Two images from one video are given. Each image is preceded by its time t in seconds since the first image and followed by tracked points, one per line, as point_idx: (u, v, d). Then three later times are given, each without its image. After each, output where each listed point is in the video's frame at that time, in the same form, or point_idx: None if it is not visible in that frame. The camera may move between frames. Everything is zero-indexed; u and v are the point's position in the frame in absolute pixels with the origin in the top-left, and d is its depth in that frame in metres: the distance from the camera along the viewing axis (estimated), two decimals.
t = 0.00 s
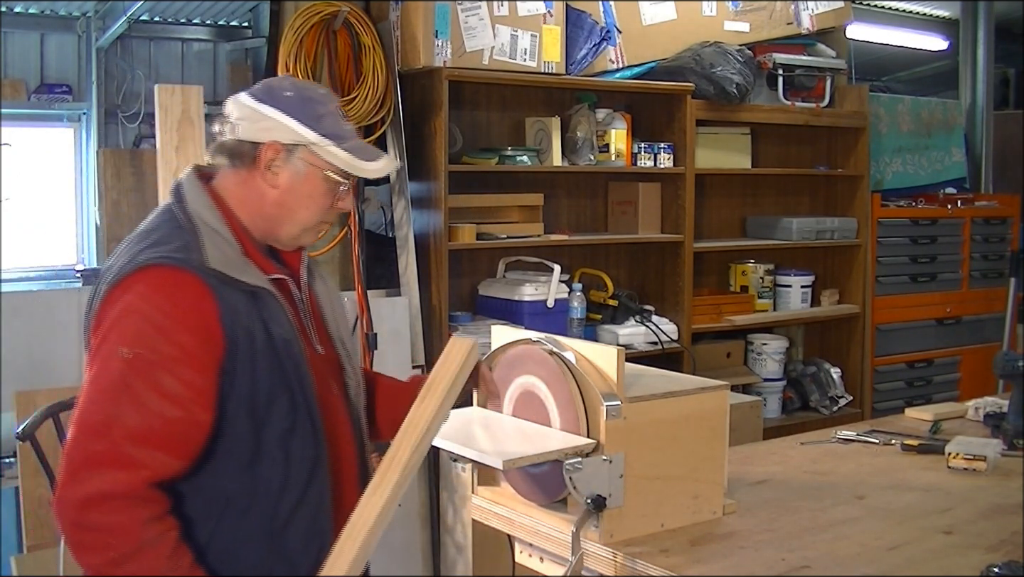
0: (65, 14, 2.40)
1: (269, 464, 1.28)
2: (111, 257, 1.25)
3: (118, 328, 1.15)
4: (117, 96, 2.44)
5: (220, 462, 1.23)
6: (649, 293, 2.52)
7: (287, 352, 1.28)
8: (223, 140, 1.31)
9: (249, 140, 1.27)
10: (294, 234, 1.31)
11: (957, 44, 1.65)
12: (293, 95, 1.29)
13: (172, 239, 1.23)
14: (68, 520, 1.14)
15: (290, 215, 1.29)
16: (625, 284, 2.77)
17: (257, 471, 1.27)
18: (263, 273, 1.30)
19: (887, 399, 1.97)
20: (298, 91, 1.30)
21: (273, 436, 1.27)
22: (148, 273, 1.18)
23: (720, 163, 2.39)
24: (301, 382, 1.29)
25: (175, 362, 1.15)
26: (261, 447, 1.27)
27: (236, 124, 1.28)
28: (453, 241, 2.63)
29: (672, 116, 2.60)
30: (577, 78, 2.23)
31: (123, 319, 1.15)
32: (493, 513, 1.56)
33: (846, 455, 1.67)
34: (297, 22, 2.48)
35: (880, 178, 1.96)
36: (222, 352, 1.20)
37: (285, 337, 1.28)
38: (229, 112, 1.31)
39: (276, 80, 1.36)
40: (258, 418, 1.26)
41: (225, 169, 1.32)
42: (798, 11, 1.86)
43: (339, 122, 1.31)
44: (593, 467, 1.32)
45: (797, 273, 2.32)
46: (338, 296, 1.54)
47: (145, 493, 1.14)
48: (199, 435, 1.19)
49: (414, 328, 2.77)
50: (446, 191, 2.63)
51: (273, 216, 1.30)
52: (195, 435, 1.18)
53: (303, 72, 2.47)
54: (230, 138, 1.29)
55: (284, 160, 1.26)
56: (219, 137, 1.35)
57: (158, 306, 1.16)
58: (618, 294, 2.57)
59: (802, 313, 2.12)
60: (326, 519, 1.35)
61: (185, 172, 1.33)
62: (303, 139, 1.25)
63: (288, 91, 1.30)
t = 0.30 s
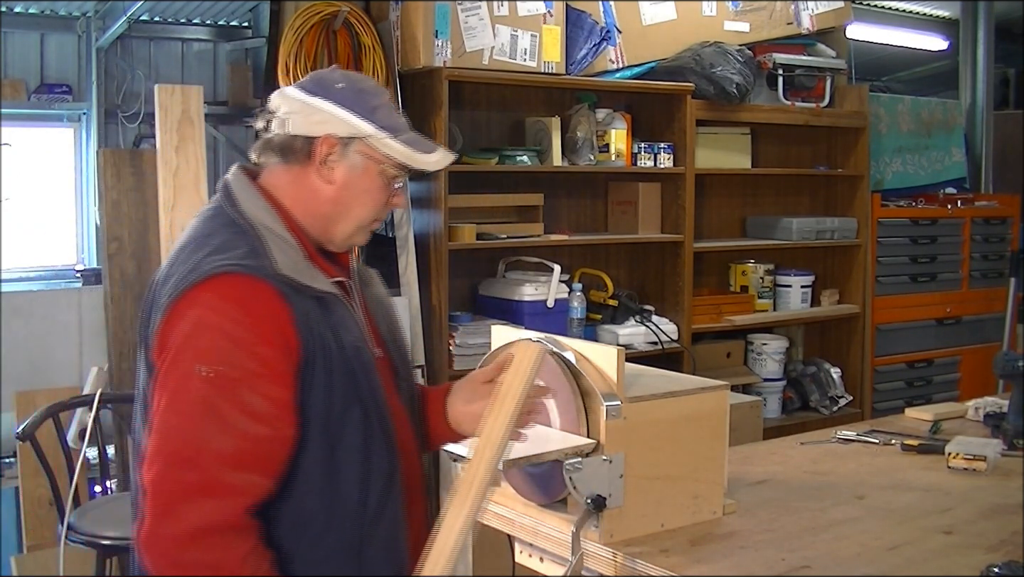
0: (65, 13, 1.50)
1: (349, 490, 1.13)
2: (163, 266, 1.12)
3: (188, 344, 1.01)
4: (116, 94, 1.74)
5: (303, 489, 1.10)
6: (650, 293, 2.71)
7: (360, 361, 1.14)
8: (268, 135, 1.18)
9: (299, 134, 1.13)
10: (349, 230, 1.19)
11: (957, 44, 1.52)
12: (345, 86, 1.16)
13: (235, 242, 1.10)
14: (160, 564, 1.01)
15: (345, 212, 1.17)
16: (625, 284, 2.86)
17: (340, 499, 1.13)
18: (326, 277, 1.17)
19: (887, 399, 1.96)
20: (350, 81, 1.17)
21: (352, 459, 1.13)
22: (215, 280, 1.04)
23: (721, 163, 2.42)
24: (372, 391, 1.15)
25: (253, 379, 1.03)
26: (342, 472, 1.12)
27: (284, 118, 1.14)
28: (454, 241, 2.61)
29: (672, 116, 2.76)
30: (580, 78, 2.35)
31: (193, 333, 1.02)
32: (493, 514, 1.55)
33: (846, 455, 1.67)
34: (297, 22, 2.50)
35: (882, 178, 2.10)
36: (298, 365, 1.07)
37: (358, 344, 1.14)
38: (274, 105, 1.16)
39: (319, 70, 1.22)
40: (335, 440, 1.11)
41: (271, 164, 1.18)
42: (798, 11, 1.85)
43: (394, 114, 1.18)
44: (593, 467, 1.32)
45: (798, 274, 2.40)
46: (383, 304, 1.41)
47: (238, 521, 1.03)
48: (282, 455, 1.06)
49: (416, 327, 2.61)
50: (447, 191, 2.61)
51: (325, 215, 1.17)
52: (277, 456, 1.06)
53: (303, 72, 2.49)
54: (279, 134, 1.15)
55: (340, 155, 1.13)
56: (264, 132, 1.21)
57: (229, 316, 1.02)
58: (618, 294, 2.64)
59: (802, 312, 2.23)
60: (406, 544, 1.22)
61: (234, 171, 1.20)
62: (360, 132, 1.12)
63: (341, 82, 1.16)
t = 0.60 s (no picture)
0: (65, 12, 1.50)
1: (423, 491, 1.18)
2: (223, 278, 1.11)
3: (274, 362, 1.03)
4: (116, 94, 1.74)
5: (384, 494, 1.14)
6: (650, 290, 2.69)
7: (425, 366, 1.17)
8: (323, 128, 1.20)
9: (357, 128, 1.16)
10: (405, 225, 1.22)
11: (958, 44, 1.56)
12: (402, 76, 1.18)
13: (303, 250, 1.11)
14: None
15: (402, 209, 1.20)
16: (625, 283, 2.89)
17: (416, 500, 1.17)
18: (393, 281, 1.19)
19: (888, 399, 2.00)
20: (407, 71, 1.19)
21: (423, 460, 1.17)
22: (296, 296, 1.06)
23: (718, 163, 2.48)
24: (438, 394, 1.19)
25: (337, 392, 1.06)
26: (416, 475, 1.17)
27: (339, 109, 1.17)
28: (454, 240, 2.65)
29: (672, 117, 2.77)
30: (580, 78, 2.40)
31: (280, 352, 1.03)
32: (494, 513, 1.57)
33: (846, 455, 1.67)
34: (298, 22, 2.52)
35: (881, 178, 2.06)
36: (375, 373, 1.10)
37: (423, 347, 1.18)
38: (329, 96, 1.19)
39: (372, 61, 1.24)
40: (408, 443, 1.16)
41: (326, 157, 1.21)
42: (798, 11, 1.85)
43: (451, 105, 1.20)
44: (593, 467, 1.33)
45: (798, 273, 2.37)
46: (426, 293, 1.41)
47: (347, 541, 1.05)
48: (367, 464, 1.10)
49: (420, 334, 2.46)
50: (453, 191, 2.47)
51: (381, 210, 1.20)
52: (365, 467, 1.09)
53: (303, 72, 2.54)
54: (334, 127, 1.17)
55: (399, 148, 1.16)
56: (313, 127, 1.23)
57: (311, 332, 1.05)
58: (617, 294, 2.63)
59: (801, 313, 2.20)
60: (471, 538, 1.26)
61: (285, 169, 1.21)
62: (419, 124, 1.14)
63: (397, 72, 1.18)
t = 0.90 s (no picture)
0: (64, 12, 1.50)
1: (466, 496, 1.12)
2: (271, 275, 1.04)
3: (333, 366, 0.96)
4: (116, 94, 1.73)
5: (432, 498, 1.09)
6: (650, 292, 2.78)
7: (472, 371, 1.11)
8: (357, 130, 1.12)
9: (400, 131, 1.09)
10: (442, 231, 1.16)
11: (958, 44, 1.51)
12: (445, 80, 1.12)
13: (358, 250, 1.04)
14: None
15: (442, 213, 1.14)
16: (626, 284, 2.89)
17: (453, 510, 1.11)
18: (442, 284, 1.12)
19: (888, 399, 1.99)
20: (448, 74, 1.13)
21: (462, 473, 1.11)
22: (360, 298, 0.98)
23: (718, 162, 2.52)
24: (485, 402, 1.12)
25: (396, 398, 0.97)
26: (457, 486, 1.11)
27: (379, 112, 1.09)
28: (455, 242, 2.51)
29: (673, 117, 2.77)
30: (578, 79, 2.46)
31: (341, 355, 0.96)
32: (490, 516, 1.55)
33: (847, 455, 1.67)
34: (297, 22, 2.49)
35: (882, 178, 2.08)
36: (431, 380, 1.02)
37: (471, 353, 1.12)
38: (366, 98, 1.11)
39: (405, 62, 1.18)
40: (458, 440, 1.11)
41: (361, 159, 1.12)
42: (798, 11, 1.85)
43: (491, 112, 1.14)
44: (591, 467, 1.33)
45: (798, 274, 2.42)
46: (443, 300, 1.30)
47: (400, 551, 0.97)
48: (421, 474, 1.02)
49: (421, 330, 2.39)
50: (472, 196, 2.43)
51: (421, 217, 1.13)
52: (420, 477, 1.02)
53: (303, 72, 2.52)
54: (374, 129, 1.10)
55: (443, 154, 1.10)
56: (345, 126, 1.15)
57: (370, 335, 0.97)
58: (618, 295, 2.70)
59: (802, 312, 2.24)
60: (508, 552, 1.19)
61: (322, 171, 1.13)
62: (465, 129, 1.09)
63: (439, 74, 1.12)
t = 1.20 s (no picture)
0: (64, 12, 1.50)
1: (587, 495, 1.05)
2: (339, 283, 0.89)
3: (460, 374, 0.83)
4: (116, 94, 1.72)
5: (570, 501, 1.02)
6: (650, 290, 2.77)
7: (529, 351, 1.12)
8: (375, 132, 1.02)
9: (427, 135, 1.00)
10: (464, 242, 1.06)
11: (958, 44, 1.51)
12: (468, 83, 1.05)
13: (436, 250, 0.90)
14: None
15: (463, 223, 1.04)
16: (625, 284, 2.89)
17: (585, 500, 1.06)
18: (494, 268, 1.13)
19: (887, 399, 1.97)
20: (471, 79, 1.07)
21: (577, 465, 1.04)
22: (463, 298, 0.85)
23: (721, 164, 2.51)
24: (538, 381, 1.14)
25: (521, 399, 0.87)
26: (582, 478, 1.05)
27: (407, 114, 1.00)
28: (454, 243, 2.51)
29: (672, 117, 2.76)
30: (578, 77, 2.43)
31: (458, 361, 0.83)
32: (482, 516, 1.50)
33: (846, 455, 1.67)
34: (297, 22, 2.48)
35: (881, 178, 2.08)
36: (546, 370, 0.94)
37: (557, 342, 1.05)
38: (388, 101, 1.03)
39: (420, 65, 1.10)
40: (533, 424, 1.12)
41: (387, 161, 1.01)
42: (798, 11, 1.84)
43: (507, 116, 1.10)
44: (594, 467, 1.31)
45: (798, 274, 2.42)
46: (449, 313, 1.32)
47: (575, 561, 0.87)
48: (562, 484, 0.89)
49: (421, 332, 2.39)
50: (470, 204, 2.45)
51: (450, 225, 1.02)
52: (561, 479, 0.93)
53: (303, 73, 2.49)
54: (401, 131, 1.00)
55: (467, 160, 1.02)
56: (366, 127, 1.04)
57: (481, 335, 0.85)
58: (618, 294, 2.66)
59: (802, 312, 2.26)
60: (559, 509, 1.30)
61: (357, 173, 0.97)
62: (490, 133, 1.02)
63: (462, 78, 1.06)
